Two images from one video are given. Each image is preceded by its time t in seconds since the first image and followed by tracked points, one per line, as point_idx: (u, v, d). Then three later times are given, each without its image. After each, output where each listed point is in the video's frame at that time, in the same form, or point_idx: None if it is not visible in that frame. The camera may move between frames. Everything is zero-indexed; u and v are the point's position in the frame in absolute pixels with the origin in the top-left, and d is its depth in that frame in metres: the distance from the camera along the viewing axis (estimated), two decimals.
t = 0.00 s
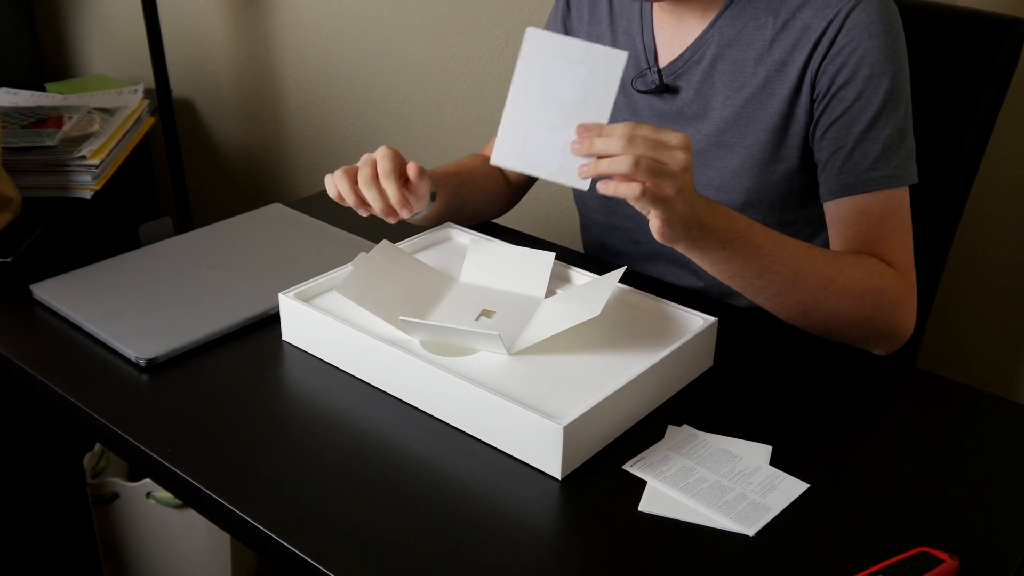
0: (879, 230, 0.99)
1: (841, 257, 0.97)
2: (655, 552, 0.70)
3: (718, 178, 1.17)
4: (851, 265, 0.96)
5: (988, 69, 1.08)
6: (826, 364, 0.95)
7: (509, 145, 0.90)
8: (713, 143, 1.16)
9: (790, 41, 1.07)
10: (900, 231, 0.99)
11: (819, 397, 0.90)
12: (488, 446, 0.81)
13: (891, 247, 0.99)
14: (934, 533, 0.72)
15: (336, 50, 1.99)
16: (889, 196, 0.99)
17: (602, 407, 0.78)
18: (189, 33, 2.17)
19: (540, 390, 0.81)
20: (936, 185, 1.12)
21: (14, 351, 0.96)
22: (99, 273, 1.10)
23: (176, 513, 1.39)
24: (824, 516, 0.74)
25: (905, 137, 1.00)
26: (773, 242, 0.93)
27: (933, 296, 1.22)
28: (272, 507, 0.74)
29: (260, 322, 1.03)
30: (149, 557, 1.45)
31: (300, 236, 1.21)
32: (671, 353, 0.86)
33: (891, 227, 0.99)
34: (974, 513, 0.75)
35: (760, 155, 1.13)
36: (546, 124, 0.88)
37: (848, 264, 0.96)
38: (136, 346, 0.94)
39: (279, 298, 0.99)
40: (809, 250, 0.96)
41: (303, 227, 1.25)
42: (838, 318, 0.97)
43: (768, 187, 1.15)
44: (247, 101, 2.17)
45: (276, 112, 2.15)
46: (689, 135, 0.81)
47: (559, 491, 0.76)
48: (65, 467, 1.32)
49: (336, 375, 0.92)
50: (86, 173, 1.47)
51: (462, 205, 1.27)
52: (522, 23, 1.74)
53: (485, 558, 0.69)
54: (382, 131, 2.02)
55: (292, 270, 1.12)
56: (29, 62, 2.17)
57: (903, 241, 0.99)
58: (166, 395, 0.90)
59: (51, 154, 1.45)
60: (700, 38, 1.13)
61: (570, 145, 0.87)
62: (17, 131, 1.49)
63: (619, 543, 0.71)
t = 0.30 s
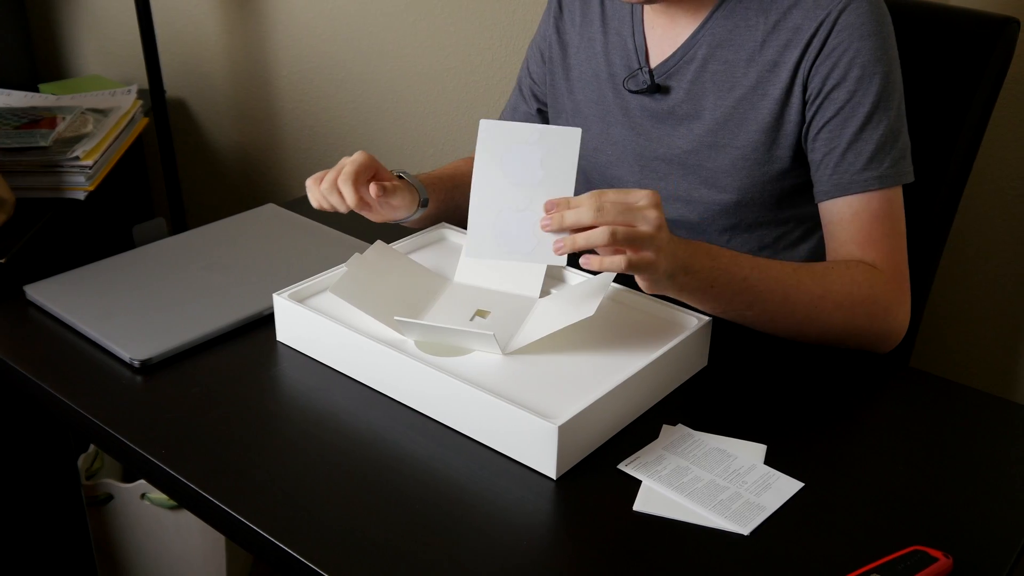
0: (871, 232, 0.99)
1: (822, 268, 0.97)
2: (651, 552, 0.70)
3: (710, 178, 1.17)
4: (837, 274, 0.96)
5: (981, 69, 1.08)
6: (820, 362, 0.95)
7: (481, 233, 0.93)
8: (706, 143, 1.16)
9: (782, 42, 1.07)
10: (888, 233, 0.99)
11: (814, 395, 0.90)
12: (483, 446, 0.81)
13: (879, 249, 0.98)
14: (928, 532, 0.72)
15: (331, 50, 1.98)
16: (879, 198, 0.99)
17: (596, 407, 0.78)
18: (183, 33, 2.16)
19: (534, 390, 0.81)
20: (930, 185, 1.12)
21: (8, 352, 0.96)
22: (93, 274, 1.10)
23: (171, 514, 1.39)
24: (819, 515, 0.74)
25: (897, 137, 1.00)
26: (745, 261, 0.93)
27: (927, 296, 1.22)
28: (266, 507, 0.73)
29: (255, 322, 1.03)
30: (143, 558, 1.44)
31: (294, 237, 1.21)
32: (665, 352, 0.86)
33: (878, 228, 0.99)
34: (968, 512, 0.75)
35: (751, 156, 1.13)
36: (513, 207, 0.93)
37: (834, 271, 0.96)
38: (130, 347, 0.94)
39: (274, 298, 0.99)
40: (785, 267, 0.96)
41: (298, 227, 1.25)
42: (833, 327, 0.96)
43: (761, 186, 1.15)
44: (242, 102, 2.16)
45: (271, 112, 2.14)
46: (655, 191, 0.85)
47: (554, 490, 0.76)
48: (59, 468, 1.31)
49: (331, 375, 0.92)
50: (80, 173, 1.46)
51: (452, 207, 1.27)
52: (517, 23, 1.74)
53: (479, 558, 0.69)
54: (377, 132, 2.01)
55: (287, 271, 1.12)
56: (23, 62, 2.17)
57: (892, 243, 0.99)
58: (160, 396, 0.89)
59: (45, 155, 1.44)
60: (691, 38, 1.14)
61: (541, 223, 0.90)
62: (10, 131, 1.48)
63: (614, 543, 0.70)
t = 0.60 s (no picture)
0: (867, 225, 0.98)
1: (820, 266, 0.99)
2: (647, 551, 0.70)
3: (705, 176, 1.18)
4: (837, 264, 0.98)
5: (976, 67, 1.08)
6: (817, 361, 0.95)
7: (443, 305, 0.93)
8: (699, 141, 1.16)
9: (774, 40, 1.07)
10: (885, 229, 0.98)
11: (811, 395, 0.90)
12: (480, 446, 0.81)
13: (876, 245, 0.98)
14: (924, 531, 0.72)
15: (327, 50, 1.98)
16: (872, 193, 0.99)
17: (593, 407, 0.78)
18: (179, 34, 2.16)
19: (530, 390, 0.81)
20: (925, 184, 1.13)
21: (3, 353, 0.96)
22: (88, 275, 1.10)
23: (167, 514, 1.39)
24: (815, 515, 0.74)
25: (891, 133, 0.99)
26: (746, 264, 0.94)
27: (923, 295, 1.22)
28: (262, 508, 0.73)
29: (250, 323, 1.03)
30: (140, 559, 1.44)
31: (289, 237, 1.21)
32: (662, 351, 0.86)
33: (875, 224, 0.98)
34: (963, 511, 0.75)
35: (744, 154, 1.13)
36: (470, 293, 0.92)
37: (832, 263, 0.96)
38: (126, 348, 0.94)
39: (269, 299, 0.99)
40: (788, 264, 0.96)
41: (293, 227, 1.24)
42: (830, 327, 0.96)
43: (757, 184, 1.15)
44: (238, 103, 2.16)
45: (267, 113, 2.14)
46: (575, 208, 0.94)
47: (551, 490, 0.76)
48: (55, 469, 1.31)
49: (327, 376, 0.92)
50: (75, 174, 1.46)
51: (450, 207, 1.27)
52: (513, 22, 1.74)
53: (475, 557, 0.69)
54: (373, 132, 2.01)
55: (283, 271, 1.11)
56: (19, 63, 2.16)
57: (889, 239, 0.98)
58: (155, 396, 0.89)
59: (40, 155, 1.44)
60: (683, 37, 1.14)
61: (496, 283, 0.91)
62: (5, 132, 1.48)
63: (610, 543, 0.70)
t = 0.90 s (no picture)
0: (886, 224, 1.00)
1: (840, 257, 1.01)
2: (645, 551, 0.70)
3: (703, 175, 1.18)
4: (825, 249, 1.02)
5: (974, 67, 1.08)
6: (815, 361, 0.95)
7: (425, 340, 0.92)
8: (698, 140, 1.16)
9: (774, 39, 1.07)
10: (903, 226, 1.00)
11: (809, 395, 0.90)
12: (479, 446, 0.81)
13: (901, 243, 0.99)
14: (922, 531, 0.72)
15: (325, 50, 1.98)
16: (889, 193, 1.01)
17: (591, 408, 0.78)
18: (177, 34, 2.16)
19: (529, 390, 0.81)
20: (924, 184, 1.13)
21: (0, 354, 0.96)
22: (85, 275, 1.10)
23: (166, 515, 1.39)
24: (813, 515, 0.74)
25: (902, 132, 1.00)
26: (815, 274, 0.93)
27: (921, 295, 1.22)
28: (260, 509, 0.73)
29: (248, 323, 1.03)
30: (138, 560, 1.44)
31: (287, 237, 1.21)
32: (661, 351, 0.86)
33: (893, 222, 1.00)
34: (962, 511, 0.75)
35: (744, 153, 1.13)
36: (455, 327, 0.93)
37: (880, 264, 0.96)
38: (124, 348, 0.94)
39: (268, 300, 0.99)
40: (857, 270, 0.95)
41: (291, 227, 1.24)
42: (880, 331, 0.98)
43: (755, 183, 1.15)
44: (237, 103, 2.16)
45: (265, 113, 2.14)
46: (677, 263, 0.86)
47: (549, 490, 0.76)
48: (53, 470, 1.31)
49: (326, 376, 0.92)
50: (73, 175, 1.46)
51: (452, 206, 1.27)
52: (511, 22, 1.74)
53: (475, 558, 0.69)
54: (372, 132, 2.01)
55: (281, 272, 1.11)
56: (17, 63, 2.16)
57: (910, 236, 1.00)
58: (153, 397, 0.89)
59: (37, 156, 1.44)
60: (681, 37, 1.14)
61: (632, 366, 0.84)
62: (3, 132, 1.48)
63: (609, 543, 0.70)
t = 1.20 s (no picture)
0: (910, 222, 1.01)
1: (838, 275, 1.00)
2: (646, 552, 0.70)
3: (708, 174, 1.18)
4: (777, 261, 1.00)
5: (974, 67, 1.08)
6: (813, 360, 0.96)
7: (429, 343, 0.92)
8: (704, 140, 1.16)
9: (780, 39, 1.07)
10: (926, 222, 1.01)
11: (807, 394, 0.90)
12: (478, 446, 0.81)
13: (926, 241, 1.00)
14: (922, 530, 0.73)
15: (324, 50, 1.98)
16: (913, 190, 1.01)
17: (589, 408, 0.78)
18: (176, 34, 2.16)
19: (529, 390, 0.81)
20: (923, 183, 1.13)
21: None
22: (84, 275, 1.10)
23: (164, 515, 1.39)
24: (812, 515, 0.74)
25: (914, 131, 1.01)
26: (859, 316, 0.90)
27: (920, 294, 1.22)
28: (259, 508, 0.73)
29: (247, 323, 1.03)
30: (137, 561, 1.44)
31: (286, 237, 1.21)
32: (659, 351, 0.86)
33: (918, 220, 1.01)
34: (961, 510, 0.75)
35: (749, 152, 1.13)
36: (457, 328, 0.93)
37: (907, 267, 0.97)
38: (123, 349, 0.94)
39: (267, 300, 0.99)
40: (904, 296, 0.93)
41: (290, 227, 1.24)
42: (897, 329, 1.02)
43: (760, 182, 1.15)
44: (236, 103, 2.16)
45: (264, 113, 2.14)
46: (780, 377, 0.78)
47: (548, 490, 0.76)
48: (52, 471, 1.31)
49: (324, 376, 0.92)
50: (71, 175, 1.46)
51: (453, 207, 1.27)
52: (510, 22, 1.74)
53: (475, 558, 0.69)
54: (371, 132, 2.01)
55: (279, 272, 1.11)
56: (15, 64, 2.16)
57: (933, 232, 1.01)
58: (152, 397, 0.89)
59: (35, 156, 1.43)
60: (686, 37, 1.14)
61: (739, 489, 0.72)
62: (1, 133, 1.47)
63: (609, 544, 0.70)
